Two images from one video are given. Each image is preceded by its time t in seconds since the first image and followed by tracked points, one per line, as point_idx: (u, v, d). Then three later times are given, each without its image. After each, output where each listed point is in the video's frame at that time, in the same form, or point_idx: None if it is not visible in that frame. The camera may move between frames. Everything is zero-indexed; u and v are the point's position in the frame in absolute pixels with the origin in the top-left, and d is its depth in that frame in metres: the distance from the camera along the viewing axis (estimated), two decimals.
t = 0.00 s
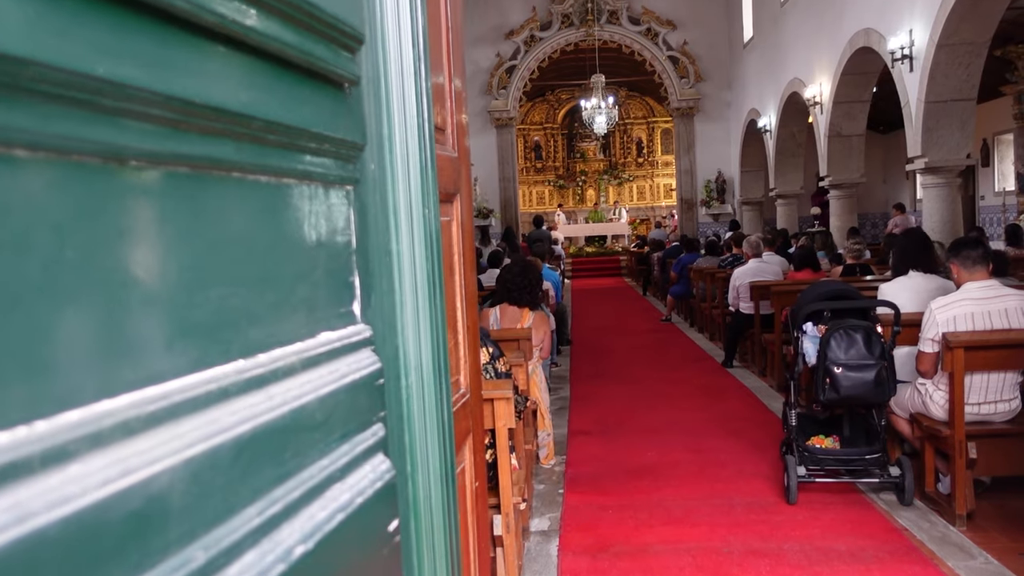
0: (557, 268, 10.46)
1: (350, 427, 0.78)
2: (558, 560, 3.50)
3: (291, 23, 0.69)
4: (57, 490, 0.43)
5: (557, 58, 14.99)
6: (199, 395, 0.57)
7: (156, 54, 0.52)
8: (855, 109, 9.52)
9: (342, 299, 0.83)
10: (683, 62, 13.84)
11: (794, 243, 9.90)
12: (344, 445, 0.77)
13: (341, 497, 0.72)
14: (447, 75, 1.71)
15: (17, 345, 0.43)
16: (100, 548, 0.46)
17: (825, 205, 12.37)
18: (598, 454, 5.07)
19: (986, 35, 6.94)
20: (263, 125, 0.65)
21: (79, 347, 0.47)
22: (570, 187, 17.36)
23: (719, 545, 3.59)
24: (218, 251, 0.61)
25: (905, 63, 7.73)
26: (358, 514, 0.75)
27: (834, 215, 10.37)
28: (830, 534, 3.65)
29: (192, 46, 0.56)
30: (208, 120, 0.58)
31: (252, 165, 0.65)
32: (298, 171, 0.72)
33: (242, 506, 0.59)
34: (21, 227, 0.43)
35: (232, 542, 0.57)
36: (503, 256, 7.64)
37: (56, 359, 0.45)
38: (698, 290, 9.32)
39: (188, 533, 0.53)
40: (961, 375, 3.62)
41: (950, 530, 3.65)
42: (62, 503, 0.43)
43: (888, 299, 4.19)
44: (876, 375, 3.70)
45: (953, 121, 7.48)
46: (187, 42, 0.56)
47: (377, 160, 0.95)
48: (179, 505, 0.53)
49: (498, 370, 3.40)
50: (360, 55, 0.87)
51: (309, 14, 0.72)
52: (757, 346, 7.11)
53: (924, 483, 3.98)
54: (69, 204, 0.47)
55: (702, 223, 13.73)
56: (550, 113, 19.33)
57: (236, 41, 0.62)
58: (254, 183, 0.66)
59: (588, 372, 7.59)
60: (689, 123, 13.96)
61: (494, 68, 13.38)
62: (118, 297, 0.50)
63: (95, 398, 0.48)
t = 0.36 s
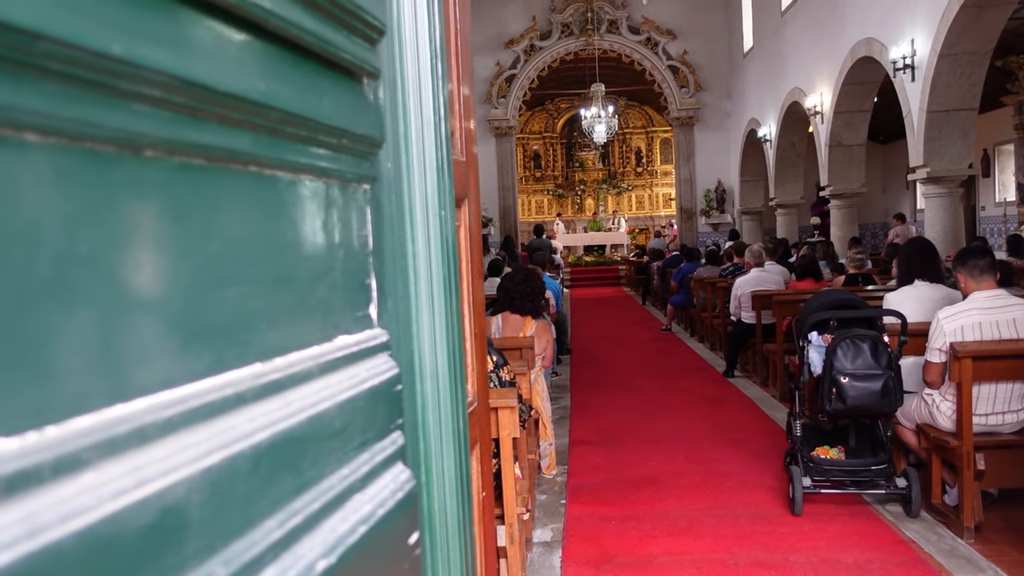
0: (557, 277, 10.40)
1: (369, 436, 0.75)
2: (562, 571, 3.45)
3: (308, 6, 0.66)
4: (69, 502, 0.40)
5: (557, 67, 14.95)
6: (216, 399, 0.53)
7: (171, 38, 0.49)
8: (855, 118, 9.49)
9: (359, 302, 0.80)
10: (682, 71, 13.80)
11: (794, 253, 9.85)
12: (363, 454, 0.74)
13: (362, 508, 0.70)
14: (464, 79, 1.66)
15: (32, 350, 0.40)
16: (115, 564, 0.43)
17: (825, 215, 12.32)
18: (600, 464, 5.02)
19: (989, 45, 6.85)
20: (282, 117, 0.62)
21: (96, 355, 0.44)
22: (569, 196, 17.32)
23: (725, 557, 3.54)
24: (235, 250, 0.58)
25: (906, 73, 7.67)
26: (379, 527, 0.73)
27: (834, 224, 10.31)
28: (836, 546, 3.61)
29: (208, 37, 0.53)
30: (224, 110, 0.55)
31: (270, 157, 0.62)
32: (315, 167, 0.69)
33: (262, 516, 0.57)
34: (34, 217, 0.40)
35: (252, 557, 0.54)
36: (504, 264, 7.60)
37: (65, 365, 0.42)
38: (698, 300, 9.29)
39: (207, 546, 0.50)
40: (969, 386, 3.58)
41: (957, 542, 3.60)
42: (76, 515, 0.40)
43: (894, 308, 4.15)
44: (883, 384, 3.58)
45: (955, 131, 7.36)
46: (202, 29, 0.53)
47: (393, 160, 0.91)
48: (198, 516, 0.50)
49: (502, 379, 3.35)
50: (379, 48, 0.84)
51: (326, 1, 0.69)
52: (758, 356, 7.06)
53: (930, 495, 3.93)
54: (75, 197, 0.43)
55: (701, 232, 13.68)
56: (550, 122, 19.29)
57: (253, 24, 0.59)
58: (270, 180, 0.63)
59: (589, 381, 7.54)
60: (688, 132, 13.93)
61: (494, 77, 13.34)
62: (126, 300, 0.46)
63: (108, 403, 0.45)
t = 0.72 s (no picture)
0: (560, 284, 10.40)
1: (389, 436, 0.76)
2: None
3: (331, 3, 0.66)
4: (105, 497, 0.40)
5: (559, 75, 14.95)
6: (244, 396, 0.53)
7: (202, 33, 0.50)
8: (858, 126, 9.45)
9: (379, 302, 0.80)
10: (685, 79, 13.79)
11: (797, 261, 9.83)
12: (384, 455, 0.75)
13: (385, 509, 0.70)
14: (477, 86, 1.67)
15: (68, 343, 0.39)
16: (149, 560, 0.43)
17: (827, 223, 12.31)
18: (603, 470, 5.01)
19: (991, 54, 6.83)
20: (305, 115, 0.62)
21: (130, 353, 0.44)
22: (571, 203, 17.28)
23: (729, 564, 3.52)
24: (260, 249, 0.58)
25: (909, 82, 7.64)
26: (400, 528, 0.73)
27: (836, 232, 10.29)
28: (840, 553, 3.60)
29: (235, 33, 0.53)
30: (253, 106, 0.55)
31: (294, 153, 0.62)
32: (339, 169, 0.70)
33: (288, 514, 0.57)
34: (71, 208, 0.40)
35: (280, 554, 0.54)
36: (507, 271, 7.60)
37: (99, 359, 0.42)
38: (700, 307, 9.27)
39: (236, 543, 0.50)
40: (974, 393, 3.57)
41: (963, 550, 3.59)
42: (112, 509, 0.40)
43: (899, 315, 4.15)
44: (889, 393, 3.56)
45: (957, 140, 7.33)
46: (230, 26, 0.53)
47: (410, 162, 0.91)
48: (227, 514, 0.50)
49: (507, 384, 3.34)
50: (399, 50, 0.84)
51: None
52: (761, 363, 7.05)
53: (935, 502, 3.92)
54: (109, 190, 0.43)
55: (703, 240, 13.67)
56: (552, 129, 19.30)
57: (279, 21, 0.60)
58: (294, 178, 0.63)
59: (592, 388, 7.53)
60: (691, 140, 13.91)
61: (497, 84, 13.35)
62: (154, 295, 0.46)
63: (140, 399, 0.45)
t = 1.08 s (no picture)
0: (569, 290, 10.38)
1: (407, 440, 0.76)
2: None
3: (354, 8, 0.67)
4: (132, 499, 0.40)
5: (569, 82, 14.94)
6: (266, 400, 0.54)
7: (229, 37, 0.50)
8: (868, 134, 9.41)
9: (396, 307, 0.80)
10: (695, 86, 13.76)
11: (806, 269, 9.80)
12: (402, 459, 0.75)
13: (403, 513, 0.71)
14: (492, 93, 1.67)
15: (97, 347, 0.39)
16: (175, 565, 0.42)
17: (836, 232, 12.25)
18: (612, 477, 5.00)
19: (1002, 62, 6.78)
20: (328, 120, 0.63)
21: (158, 357, 0.44)
22: (580, 210, 17.25)
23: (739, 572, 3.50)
24: (282, 253, 0.58)
25: (920, 90, 7.60)
26: (418, 533, 0.73)
27: (846, 240, 10.24)
28: (850, 562, 3.57)
29: (261, 39, 0.54)
30: (278, 109, 0.56)
31: (316, 157, 0.62)
32: (359, 174, 0.70)
33: (310, 517, 0.57)
34: (99, 211, 0.40)
35: (300, 559, 0.54)
36: (517, 277, 7.60)
37: (133, 360, 0.42)
38: (709, 314, 9.25)
39: (258, 546, 0.50)
40: (985, 402, 3.55)
41: (973, 560, 3.56)
42: (138, 513, 0.40)
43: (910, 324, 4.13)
44: (900, 402, 3.53)
45: (968, 148, 7.26)
46: (255, 32, 0.53)
47: (427, 167, 0.92)
48: (250, 517, 0.50)
49: (518, 390, 3.34)
50: (419, 55, 0.85)
51: (372, 3, 0.70)
52: (770, 371, 7.03)
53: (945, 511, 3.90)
54: (138, 192, 0.43)
55: (712, 247, 13.64)
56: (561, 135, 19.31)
57: (303, 25, 0.60)
58: (315, 183, 0.63)
59: (600, 395, 7.51)
60: (700, 147, 13.89)
61: (507, 90, 13.35)
62: (174, 297, 0.46)
63: (166, 401, 0.45)
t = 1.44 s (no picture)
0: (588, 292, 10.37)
1: (429, 436, 0.76)
2: None
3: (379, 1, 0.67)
4: (157, 490, 0.40)
5: (588, 83, 14.93)
6: (290, 394, 0.53)
7: (258, 32, 0.50)
8: (889, 136, 9.33)
9: (419, 303, 0.80)
10: (714, 88, 13.71)
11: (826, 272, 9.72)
12: (424, 455, 0.74)
13: (426, 509, 0.70)
14: (514, 92, 1.67)
15: (124, 334, 0.39)
16: (198, 556, 0.42)
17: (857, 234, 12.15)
18: (630, 479, 4.98)
19: None
20: (352, 112, 0.63)
21: (182, 349, 0.44)
22: (598, 211, 17.23)
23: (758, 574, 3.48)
24: (306, 247, 0.58)
25: (943, 91, 7.52)
26: (441, 529, 0.73)
27: (867, 243, 10.15)
28: (872, 566, 3.54)
29: (291, 38, 0.54)
30: (303, 103, 0.56)
31: (341, 152, 0.62)
32: (383, 169, 0.70)
33: (333, 511, 0.57)
34: (124, 200, 0.40)
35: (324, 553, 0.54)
36: (536, 278, 7.60)
37: (158, 352, 0.42)
38: (728, 316, 9.21)
39: (283, 539, 0.50)
40: (1009, 406, 3.51)
41: (996, 565, 3.52)
42: (161, 504, 0.39)
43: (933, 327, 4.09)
44: (922, 405, 3.50)
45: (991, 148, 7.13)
46: (283, 27, 0.53)
47: (449, 164, 0.92)
48: (274, 509, 0.49)
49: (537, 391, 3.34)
50: (442, 51, 0.84)
51: None
52: (790, 374, 6.98)
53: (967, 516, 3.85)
54: (165, 182, 0.43)
55: (731, 249, 13.57)
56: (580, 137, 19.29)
57: (329, 18, 0.60)
58: (339, 176, 0.63)
59: (619, 396, 7.49)
60: (719, 149, 13.83)
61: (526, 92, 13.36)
62: (198, 291, 0.45)
63: (190, 392, 0.45)
